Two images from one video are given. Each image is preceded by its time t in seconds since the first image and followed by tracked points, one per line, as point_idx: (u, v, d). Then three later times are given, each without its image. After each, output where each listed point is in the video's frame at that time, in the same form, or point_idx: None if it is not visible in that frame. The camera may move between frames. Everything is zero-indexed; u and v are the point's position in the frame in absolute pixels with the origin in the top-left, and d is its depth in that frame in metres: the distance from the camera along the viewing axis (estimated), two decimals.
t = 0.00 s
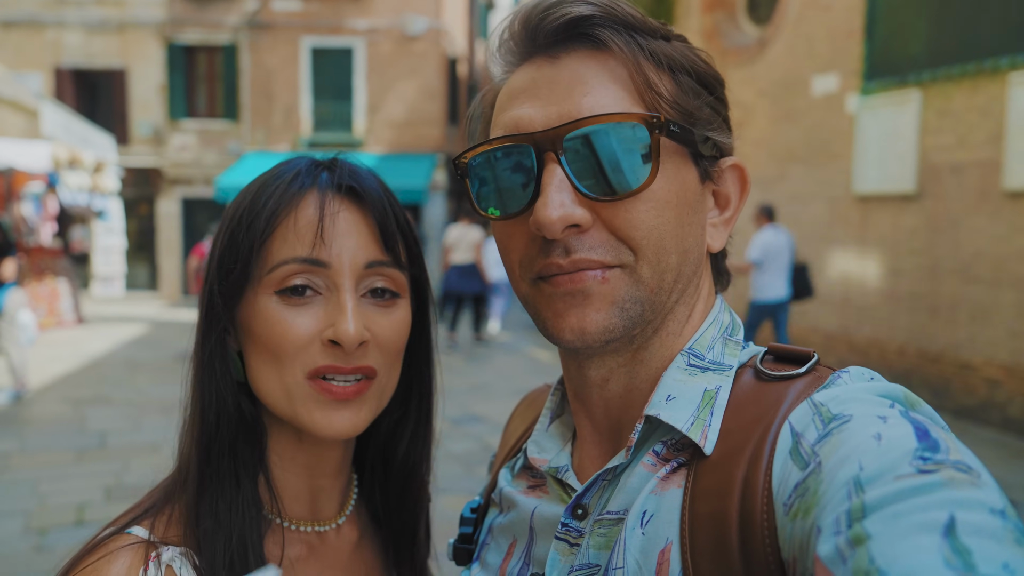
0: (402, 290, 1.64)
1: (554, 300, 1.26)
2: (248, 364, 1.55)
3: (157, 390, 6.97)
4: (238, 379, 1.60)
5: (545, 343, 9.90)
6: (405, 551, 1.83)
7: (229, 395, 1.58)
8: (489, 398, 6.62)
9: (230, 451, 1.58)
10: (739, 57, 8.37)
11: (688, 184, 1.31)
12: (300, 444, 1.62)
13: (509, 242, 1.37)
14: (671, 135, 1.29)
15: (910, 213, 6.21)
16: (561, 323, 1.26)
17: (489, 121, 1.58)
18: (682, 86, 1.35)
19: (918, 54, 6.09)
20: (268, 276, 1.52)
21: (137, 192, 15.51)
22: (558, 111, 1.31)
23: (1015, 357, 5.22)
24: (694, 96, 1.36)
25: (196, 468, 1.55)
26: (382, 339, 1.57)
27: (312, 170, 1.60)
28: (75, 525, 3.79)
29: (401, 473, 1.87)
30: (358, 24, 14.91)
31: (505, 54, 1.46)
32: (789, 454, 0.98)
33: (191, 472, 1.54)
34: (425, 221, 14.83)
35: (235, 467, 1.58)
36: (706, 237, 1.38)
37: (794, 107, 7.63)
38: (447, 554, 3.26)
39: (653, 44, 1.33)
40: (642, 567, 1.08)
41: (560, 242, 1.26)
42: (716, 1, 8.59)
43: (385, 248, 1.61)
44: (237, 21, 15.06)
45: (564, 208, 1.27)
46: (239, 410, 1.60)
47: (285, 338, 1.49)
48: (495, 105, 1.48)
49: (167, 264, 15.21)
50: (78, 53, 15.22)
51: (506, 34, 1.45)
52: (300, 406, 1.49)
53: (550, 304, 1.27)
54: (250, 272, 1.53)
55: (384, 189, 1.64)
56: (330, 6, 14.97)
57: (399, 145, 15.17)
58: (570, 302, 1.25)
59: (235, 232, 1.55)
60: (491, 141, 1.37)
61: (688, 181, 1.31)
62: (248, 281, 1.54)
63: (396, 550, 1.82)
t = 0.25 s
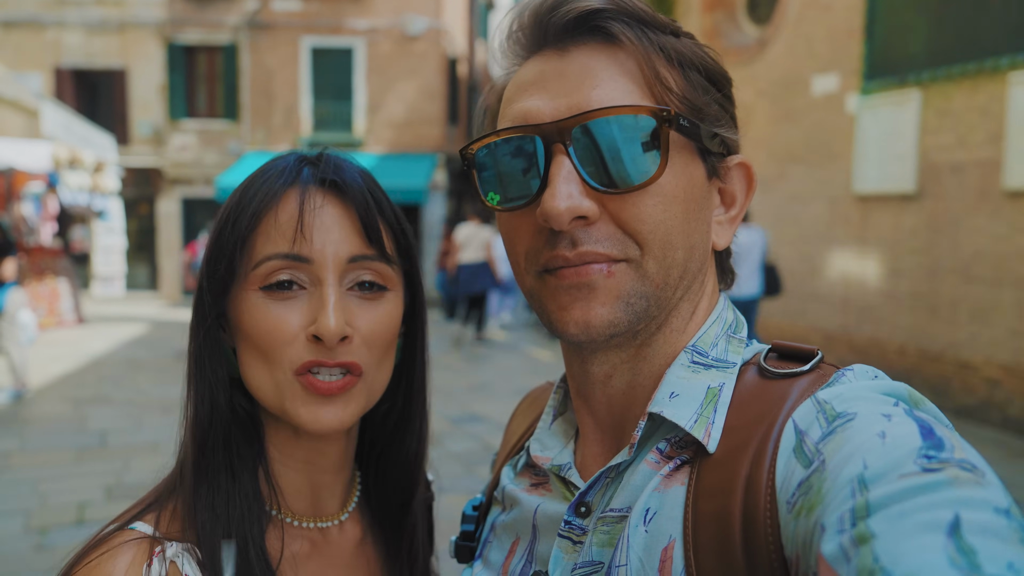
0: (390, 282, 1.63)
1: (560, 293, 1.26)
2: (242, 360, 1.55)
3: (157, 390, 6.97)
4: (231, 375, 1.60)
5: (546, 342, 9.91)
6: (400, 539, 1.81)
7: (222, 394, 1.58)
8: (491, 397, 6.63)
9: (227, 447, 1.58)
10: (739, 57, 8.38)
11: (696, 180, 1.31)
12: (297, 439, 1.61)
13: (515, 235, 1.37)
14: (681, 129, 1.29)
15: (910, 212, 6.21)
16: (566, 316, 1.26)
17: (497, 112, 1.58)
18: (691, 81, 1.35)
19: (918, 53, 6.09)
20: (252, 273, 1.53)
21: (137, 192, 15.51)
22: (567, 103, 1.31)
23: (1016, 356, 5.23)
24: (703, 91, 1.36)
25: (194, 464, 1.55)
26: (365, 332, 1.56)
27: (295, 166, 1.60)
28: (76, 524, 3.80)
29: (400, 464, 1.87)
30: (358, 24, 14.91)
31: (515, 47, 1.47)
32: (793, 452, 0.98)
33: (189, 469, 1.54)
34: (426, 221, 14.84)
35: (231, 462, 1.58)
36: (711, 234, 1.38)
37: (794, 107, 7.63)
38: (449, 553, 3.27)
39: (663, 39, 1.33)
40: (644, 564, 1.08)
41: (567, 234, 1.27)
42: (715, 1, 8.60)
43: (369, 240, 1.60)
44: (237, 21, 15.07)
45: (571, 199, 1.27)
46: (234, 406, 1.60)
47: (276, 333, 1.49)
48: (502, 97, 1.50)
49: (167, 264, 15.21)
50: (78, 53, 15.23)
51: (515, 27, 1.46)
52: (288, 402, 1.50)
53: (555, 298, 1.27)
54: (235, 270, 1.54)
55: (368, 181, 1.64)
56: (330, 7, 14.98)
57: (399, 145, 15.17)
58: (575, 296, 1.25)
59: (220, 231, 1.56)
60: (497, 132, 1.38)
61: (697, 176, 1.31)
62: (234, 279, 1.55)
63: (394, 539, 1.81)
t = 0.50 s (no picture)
0: (397, 285, 1.63)
1: (562, 295, 1.26)
2: (248, 361, 1.55)
3: (158, 391, 6.96)
4: (238, 375, 1.60)
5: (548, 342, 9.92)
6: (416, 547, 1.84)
7: (231, 395, 1.58)
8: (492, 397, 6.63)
9: (234, 450, 1.58)
10: (738, 56, 8.38)
11: (699, 182, 1.31)
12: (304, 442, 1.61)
13: (519, 236, 1.37)
14: (685, 132, 1.29)
15: (910, 211, 6.21)
16: (569, 318, 1.26)
17: (502, 113, 1.56)
18: (696, 83, 1.35)
19: (917, 52, 6.09)
20: (258, 272, 1.53)
21: (137, 193, 15.51)
22: (571, 105, 1.31)
23: (1016, 354, 5.22)
24: (708, 93, 1.35)
25: (201, 467, 1.55)
26: (369, 337, 1.55)
27: (304, 166, 1.60)
28: (76, 525, 3.79)
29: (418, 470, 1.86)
30: (358, 25, 14.91)
31: (519, 48, 1.47)
32: (797, 453, 0.98)
33: (196, 470, 1.55)
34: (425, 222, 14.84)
35: (239, 464, 1.58)
36: (715, 236, 1.37)
37: (794, 106, 7.63)
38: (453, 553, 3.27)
39: (668, 40, 1.33)
40: (646, 565, 1.08)
41: (570, 237, 1.26)
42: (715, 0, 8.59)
43: (375, 242, 1.59)
44: (237, 22, 15.07)
45: (575, 202, 1.27)
46: (242, 409, 1.60)
47: (279, 335, 1.49)
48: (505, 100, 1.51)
49: (167, 265, 15.21)
50: (78, 54, 15.22)
51: (519, 29, 1.46)
52: (293, 405, 1.49)
53: (558, 299, 1.27)
54: (240, 271, 1.54)
55: (377, 181, 1.63)
56: (329, 7, 14.98)
57: (398, 146, 15.17)
58: (577, 297, 1.25)
59: (229, 230, 1.56)
60: (503, 134, 1.37)
61: (699, 179, 1.31)
62: (240, 279, 1.55)
63: (402, 543, 1.83)
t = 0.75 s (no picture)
0: (404, 285, 1.63)
1: (555, 297, 1.27)
2: (255, 364, 1.55)
3: (157, 394, 6.95)
4: (247, 381, 1.59)
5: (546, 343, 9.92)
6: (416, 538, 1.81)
7: (239, 402, 1.58)
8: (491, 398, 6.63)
9: (241, 453, 1.58)
10: (736, 56, 8.38)
11: (696, 184, 1.30)
12: (314, 442, 1.61)
13: (514, 239, 1.37)
14: (679, 135, 1.27)
15: (908, 211, 6.21)
16: (562, 320, 1.26)
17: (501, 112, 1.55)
18: (693, 84, 1.34)
19: (914, 52, 6.10)
20: (270, 277, 1.52)
21: (135, 196, 15.50)
22: (565, 107, 1.31)
23: (1014, 354, 5.22)
24: (705, 94, 1.35)
25: (208, 472, 1.54)
26: (387, 335, 1.56)
27: (310, 169, 1.59)
28: (75, 528, 3.78)
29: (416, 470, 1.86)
30: (356, 26, 14.91)
31: (515, 47, 1.46)
32: (798, 455, 0.98)
33: (202, 474, 1.54)
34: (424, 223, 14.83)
35: (246, 469, 1.57)
36: (714, 237, 1.37)
37: (792, 106, 7.63)
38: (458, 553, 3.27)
39: (665, 41, 1.32)
40: (648, 567, 1.07)
41: (563, 239, 1.27)
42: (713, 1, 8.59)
43: (385, 244, 1.60)
44: (235, 24, 15.06)
45: (567, 205, 1.27)
46: (250, 413, 1.60)
47: (290, 338, 1.49)
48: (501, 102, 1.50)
49: (165, 267, 15.20)
50: (75, 57, 15.20)
51: (516, 27, 1.45)
52: (307, 403, 1.49)
53: (551, 302, 1.27)
54: (253, 275, 1.53)
55: (382, 184, 1.63)
56: (326, 9, 14.98)
57: (396, 147, 15.16)
58: (570, 300, 1.25)
59: (238, 234, 1.55)
60: (501, 134, 1.36)
61: (697, 180, 1.30)
62: (252, 283, 1.54)
63: (406, 544, 1.79)
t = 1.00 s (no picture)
0: (397, 272, 1.63)
1: (546, 291, 1.27)
2: (254, 358, 1.54)
3: (155, 395, 6.94)
4: (247, 377, 1.59)
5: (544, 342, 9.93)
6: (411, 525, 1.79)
7: (239, 395, 1.57)
8: (490, 398, 6.65)
9: (243, 447, 1.56)
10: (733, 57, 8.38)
11: (692, 182, 1.27)
12: (312, 433, 1.60)
13: (514, 228, 1.38)
14: (667, 130, 1.25)
15: (905, 211, 6.21)
16: (552, 314, 1.27)
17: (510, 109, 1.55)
18: (695, 80, 1.30)
19: (910, 53, 6.11)
20: (265, 269, 1.51)
21: (132, 197, 15.47)
22: (562, 102, 1.31)
23: (1011, 353, 5.23)
24: (709, 91, 1.30)
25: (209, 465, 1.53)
26: (380, 320, 1.55)
27: (298, 164, 1.59)
28: (73, 529, 3.77)
29: (410, 463, 1.84)
30: (353, 27, 14.90)
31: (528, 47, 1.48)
32: (802, 453, 0.97)
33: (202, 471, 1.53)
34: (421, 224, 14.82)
35: (249, 464, 1.56)
36: (716, 236, 1.33)
37: (789, 106, 7.63)
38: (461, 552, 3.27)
39: (666, 37, 1.29)
40: (651, 566, 1.07)
41: (552, 233, 1.27)
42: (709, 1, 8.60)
43: (376, 230, 1.60)
44: (232, 25, 15.05)
45: (555, 199, 1.27)
46: (250, 408, 1.59)
47: (287, 327, 1.48)
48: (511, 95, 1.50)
49: (163, 268, 15.18)
50: (73, 58, 15.18)
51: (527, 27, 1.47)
52: (308, 390, 1.49)
53: (543, 295, 1.28)
54: (247, 267, 1.53)
55: (373, 177, 1.63)
56: (323, 10, 14.97)
57: (394, 148, 15.15)
58: (560, 293, 1.25)
59: (230, 231, 1.54)
60: (501, 128, 1.37)
61: (693, 179, 1.27)
62: (246, 277, 1.53)
63: (403, 533, 1.79)
